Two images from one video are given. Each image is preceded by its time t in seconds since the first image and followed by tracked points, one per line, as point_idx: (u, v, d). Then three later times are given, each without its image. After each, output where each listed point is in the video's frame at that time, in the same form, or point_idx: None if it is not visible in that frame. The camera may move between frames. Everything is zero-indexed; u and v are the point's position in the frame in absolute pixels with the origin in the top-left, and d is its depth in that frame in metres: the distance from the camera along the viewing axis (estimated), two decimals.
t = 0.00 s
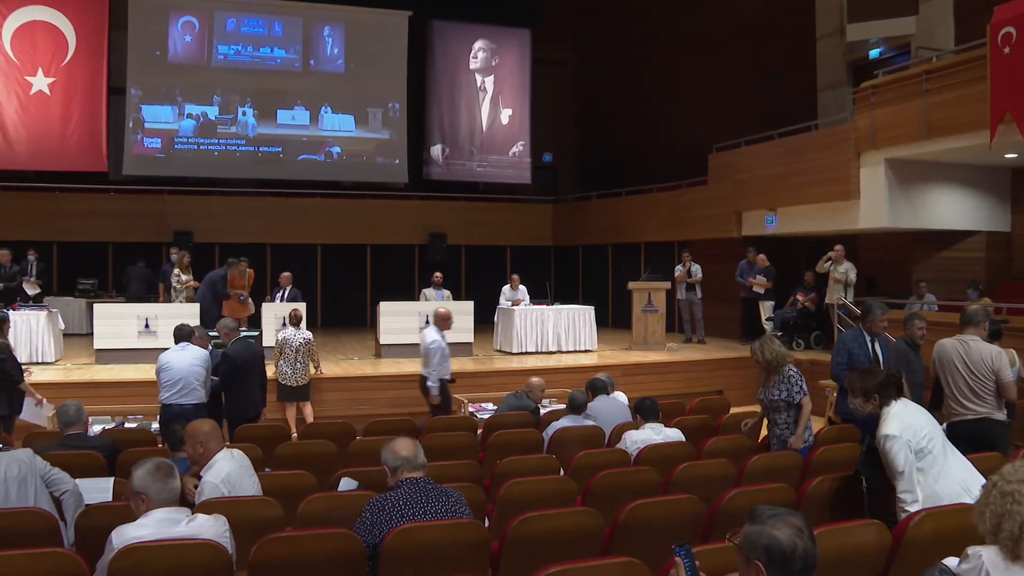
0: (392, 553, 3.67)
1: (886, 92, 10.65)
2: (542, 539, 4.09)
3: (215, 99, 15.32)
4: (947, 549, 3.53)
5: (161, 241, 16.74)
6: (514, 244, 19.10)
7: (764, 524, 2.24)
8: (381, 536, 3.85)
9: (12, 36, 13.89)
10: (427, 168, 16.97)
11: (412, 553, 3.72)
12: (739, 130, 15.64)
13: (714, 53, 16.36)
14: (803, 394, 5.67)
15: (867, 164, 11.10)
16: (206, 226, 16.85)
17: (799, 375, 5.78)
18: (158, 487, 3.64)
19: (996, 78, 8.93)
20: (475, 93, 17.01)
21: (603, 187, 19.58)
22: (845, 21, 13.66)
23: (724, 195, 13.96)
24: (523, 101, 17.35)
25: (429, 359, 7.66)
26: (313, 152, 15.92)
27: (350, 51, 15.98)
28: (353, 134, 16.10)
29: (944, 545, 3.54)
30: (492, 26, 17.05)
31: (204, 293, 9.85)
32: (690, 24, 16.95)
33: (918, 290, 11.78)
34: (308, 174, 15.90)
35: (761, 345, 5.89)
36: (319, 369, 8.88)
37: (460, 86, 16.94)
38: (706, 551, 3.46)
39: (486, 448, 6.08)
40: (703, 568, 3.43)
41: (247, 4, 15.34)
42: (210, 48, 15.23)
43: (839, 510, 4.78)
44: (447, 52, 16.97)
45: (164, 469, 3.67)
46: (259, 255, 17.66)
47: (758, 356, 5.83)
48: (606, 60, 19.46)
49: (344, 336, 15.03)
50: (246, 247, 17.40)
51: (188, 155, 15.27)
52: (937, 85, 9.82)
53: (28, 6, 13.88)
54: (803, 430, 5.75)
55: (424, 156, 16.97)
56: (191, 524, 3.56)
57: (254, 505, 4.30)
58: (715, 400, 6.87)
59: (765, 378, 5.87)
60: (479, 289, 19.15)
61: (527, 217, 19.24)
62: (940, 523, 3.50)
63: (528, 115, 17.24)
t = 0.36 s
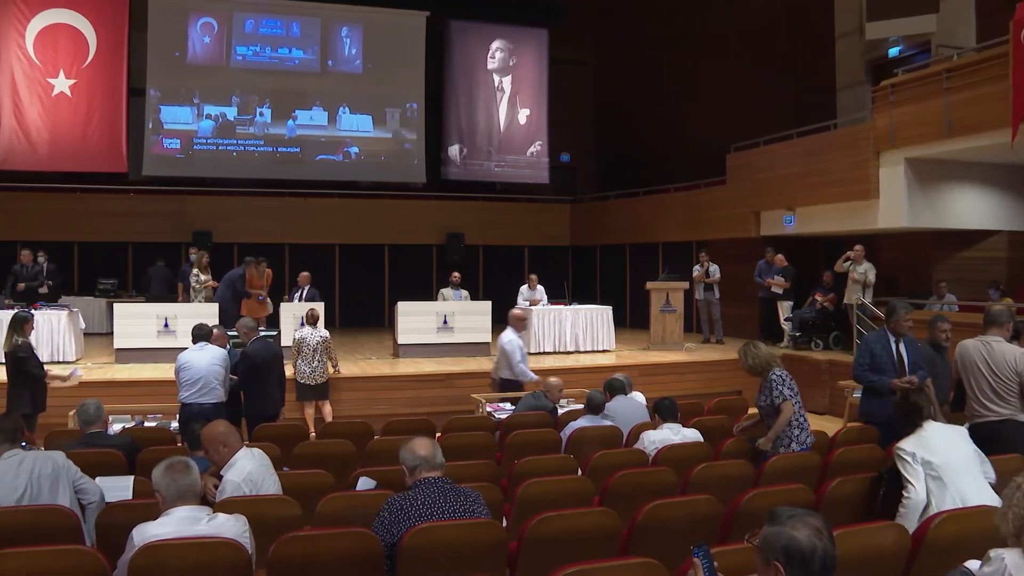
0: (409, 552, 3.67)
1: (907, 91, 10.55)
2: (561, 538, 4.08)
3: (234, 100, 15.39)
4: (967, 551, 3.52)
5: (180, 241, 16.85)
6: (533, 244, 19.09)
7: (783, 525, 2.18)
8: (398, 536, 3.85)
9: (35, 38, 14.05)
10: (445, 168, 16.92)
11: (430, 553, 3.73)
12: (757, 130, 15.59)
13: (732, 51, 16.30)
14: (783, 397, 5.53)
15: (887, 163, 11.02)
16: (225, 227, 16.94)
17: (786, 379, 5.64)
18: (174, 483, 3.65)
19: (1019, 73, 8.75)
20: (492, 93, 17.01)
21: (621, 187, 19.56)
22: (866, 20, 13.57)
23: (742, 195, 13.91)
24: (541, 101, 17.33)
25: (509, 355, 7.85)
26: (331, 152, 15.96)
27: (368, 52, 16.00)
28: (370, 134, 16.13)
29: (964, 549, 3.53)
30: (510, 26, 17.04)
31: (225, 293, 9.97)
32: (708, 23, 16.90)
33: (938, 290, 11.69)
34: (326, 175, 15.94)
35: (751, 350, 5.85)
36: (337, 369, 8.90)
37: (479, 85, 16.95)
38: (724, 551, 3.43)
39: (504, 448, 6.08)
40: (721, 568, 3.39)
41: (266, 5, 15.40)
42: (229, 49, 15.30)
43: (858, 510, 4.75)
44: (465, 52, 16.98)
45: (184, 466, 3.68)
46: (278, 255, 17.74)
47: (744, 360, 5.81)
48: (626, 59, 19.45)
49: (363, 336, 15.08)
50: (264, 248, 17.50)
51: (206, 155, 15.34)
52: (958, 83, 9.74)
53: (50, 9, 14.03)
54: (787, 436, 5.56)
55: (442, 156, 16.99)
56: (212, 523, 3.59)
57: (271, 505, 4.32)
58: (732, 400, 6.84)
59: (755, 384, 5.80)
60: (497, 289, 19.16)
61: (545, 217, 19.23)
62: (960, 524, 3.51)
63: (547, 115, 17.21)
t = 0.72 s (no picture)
0: (428, 551, 3.67)
1: (928, 89, 10.48)
2: (580, 538, 4.07)
3: (254, 100, 15.47)
4: (992, 553, 3.50)
5: (200, 241, 16.96)
6: (552, 244, 19.08)
7: (805, 526, 2.19)
8: (418, 535, 3.84)
9: (58, 40, 14.22)
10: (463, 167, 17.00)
11: (449, 552, 3.73)
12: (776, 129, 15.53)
13: (751, 50, 16.25)
14: (781, 396, 5.37)
15: (908, 162, 10.96)
16: (245, 227, 17.05)
17: (782, 378, 5.47)
18: (193, 483, 3.68)
19: None
20: (511, 92, 17.02)
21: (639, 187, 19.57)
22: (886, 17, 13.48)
23: (761, 195, 13.88)
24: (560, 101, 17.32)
25: (581, 353, 8.02)
26: (351, 153, 16.03)
27: (387, 52, 16.04)
28: (389, 134, 16.15)
29: (988, 552, 3.50)
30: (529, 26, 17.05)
31: (244, 294, 10.19)
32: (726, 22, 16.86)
33: (959, 290, 11.59)
34: (345, 175, 15.99)
35: (743, 355, 5.69)
36: (356, 368, 8.92)
37: (497, 85, 16.96)
38: (745, 553, 3.41)
39: (523, 448, 6.09)
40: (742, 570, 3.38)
41: (286, 6, 15.49)
42: (249, 50, 15.39)
43: (878, 512, 4.71)
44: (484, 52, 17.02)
45: (203, 465, 3.68)
46: (297, 255, 17.82)
47: (736, 368, 5.65)
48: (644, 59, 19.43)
49: (383, 336, 15.13)
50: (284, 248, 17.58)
51: (227, 155, 15.42)
52: (981, 81, 9.67)
53: (73, 11, 14.21)
54: (790, 435, 5.40)
55: (461, 156, 17.02)
56: (232, 522, 3.63)
57: (291, 503, 4.34)
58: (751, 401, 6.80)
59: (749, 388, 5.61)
60: (516, 290, 19.17)
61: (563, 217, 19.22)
62: (983, 528, 3.47)
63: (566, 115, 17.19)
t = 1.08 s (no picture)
0: (448, 552, 3.68)
1: (951, 88, 10.38)
2: (599, 538, 4.06)
3: (275, 101, 15.53)
4: (1015, 557, 3.47)
5: (221, 241, 17.08)
6: (571, 244, 19.06)
7: (826, 528, 2.13)
8: (438, 535, 3.85)
9: (82, 43, 14.40)
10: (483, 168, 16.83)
11: (470, 552, 3.73)
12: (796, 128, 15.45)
13: (770, 49, 16.17)
14: (792, 396, 5.35)
15: (930, 161, 10.87)
16: (265, 227, 17.14)
17: (791, 378, 5.43)
18: (215, 482, 3.69)
19: None
20: (531, 92, 17.01)
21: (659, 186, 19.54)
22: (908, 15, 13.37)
23: (782, 194, 13.84)
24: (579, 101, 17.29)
25: (658, 352, 7.87)
26: (372, 153, 16.07)
27: (406, 53, 16.05)
28: (409, 134, 16.16)
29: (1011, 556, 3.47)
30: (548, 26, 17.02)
31: (266, 292, 10.27)
32: (745, 21, 16.81)
33: (982, 290, 11.49)
34: (365, 175, 16.01)
35: (751, 356, 5.66)
36: (376, 368, 8.94)
37: (516, 85, 16.95)
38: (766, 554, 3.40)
39: (543, 448, 6.10)
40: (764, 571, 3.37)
41: (306, 7, 15.55)
42: (269, 51, 15.46)
43: (899, 514, 4.68)
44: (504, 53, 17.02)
45: (225, 463, 3.70)
46: (317, 255, 17.91)
47: (743, 369, 5.63)
48: (663, 58, 19.39)
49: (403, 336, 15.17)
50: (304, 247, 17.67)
51: (247, 156, 15.50)
52: (1004, 80, 9.57)
53: (97, 14, 14.39)
54: (804, 435, 5.39)
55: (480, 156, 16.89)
56: (252, 521, 3.65)
57: (311, 503, 4.35)
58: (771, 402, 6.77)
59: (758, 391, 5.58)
60: (535, 290, 19.17)
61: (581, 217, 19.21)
62: (1006, 531, 3.45)
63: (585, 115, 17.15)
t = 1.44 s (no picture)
0: (470, 552, 3.68)
1: (974, 87, 10.26)
2: (621, 539, 4.03)
3: (296, 102, 15.59)
4: None
5: (244, 241, 17.20)
6: (592, 245, 19.04)
7: (849, 531, 2.07)
8: (458, 535, 3.84)
9: (106, 45, 14.66)
10: (503, 167, 17.04)
11: (492, 552, 3.73)
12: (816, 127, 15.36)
13: (791, 48, 16.09)
14: (803, 403, 5.28)
15: (954, 160, 10.78)
16: (287, 227, 17.25)
17: (806, 383, 5.35)
18: (238, 480, 3.70)
19: None
20: (552, 92, 17.00)
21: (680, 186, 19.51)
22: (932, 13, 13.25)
23: (804, 194, 13.79)
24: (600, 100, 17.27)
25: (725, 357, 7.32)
26: (392, 153, 16.10)
27: (426, 53, 16.08)
28: (430, 134, 16.18)
29: None
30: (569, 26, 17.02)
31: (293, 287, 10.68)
32: (765, 20, 16.74)
33: (1008, 290, 11.37)
34: (386, 176, 16.05)
35: (765, 355, 5.58)
36: (396, 368, 8.95)
37: (537, 84, 16.95)
38: (789, 555, 3.37)
39: (563, 448, 6.10)
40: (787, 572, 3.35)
41: (326, 9, 15.63)
42: (290, 52, 15.54)
43: (922, 517, 4.64)
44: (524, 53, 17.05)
45: (247, 463, 3.70)
46: (338, 255, 18.00)
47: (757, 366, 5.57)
48: (684, 58, 19.35)
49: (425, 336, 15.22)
50: (326, 248, 17.75)
51: (270, 156, 15.59)
52: None
53: (121, 16, 14.66)
54: (808, 444, 5.36)
55: (501, 156, 17.03)
56: (274, 520, 3.65)
57: (336, 502, 4.37)
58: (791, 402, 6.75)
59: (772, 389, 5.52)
60: (556, 291, 19.18)
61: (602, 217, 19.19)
62: None
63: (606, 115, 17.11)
